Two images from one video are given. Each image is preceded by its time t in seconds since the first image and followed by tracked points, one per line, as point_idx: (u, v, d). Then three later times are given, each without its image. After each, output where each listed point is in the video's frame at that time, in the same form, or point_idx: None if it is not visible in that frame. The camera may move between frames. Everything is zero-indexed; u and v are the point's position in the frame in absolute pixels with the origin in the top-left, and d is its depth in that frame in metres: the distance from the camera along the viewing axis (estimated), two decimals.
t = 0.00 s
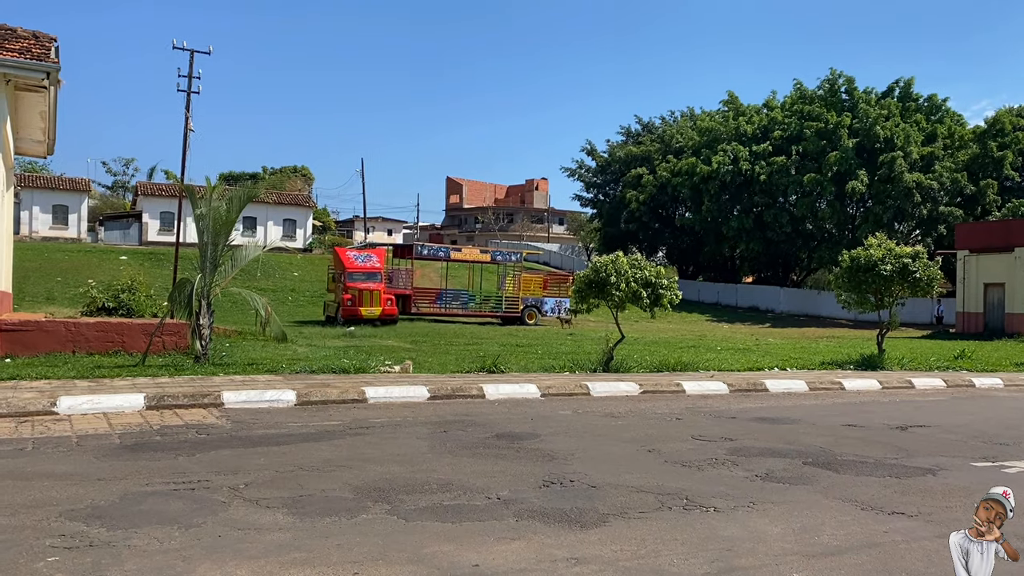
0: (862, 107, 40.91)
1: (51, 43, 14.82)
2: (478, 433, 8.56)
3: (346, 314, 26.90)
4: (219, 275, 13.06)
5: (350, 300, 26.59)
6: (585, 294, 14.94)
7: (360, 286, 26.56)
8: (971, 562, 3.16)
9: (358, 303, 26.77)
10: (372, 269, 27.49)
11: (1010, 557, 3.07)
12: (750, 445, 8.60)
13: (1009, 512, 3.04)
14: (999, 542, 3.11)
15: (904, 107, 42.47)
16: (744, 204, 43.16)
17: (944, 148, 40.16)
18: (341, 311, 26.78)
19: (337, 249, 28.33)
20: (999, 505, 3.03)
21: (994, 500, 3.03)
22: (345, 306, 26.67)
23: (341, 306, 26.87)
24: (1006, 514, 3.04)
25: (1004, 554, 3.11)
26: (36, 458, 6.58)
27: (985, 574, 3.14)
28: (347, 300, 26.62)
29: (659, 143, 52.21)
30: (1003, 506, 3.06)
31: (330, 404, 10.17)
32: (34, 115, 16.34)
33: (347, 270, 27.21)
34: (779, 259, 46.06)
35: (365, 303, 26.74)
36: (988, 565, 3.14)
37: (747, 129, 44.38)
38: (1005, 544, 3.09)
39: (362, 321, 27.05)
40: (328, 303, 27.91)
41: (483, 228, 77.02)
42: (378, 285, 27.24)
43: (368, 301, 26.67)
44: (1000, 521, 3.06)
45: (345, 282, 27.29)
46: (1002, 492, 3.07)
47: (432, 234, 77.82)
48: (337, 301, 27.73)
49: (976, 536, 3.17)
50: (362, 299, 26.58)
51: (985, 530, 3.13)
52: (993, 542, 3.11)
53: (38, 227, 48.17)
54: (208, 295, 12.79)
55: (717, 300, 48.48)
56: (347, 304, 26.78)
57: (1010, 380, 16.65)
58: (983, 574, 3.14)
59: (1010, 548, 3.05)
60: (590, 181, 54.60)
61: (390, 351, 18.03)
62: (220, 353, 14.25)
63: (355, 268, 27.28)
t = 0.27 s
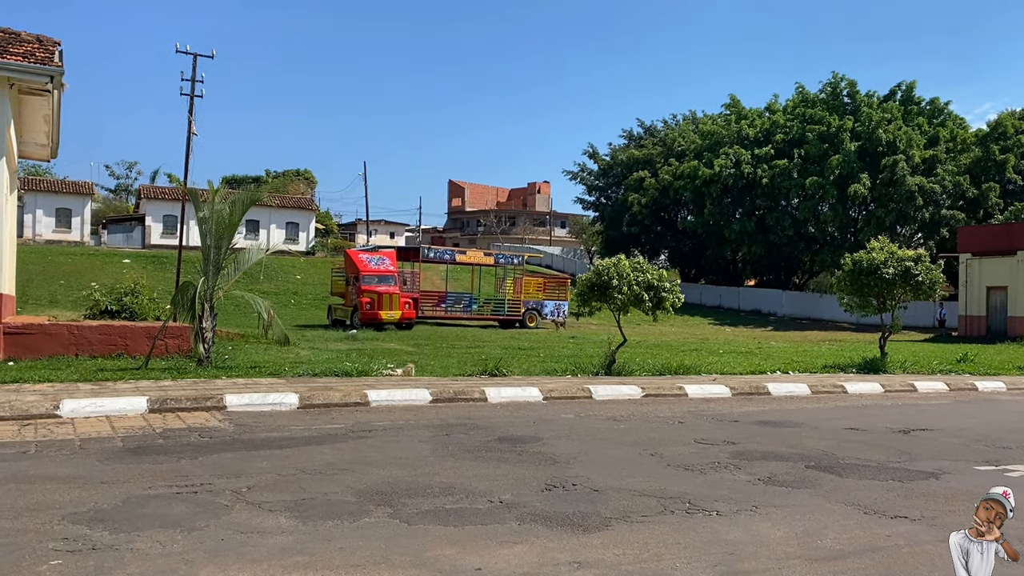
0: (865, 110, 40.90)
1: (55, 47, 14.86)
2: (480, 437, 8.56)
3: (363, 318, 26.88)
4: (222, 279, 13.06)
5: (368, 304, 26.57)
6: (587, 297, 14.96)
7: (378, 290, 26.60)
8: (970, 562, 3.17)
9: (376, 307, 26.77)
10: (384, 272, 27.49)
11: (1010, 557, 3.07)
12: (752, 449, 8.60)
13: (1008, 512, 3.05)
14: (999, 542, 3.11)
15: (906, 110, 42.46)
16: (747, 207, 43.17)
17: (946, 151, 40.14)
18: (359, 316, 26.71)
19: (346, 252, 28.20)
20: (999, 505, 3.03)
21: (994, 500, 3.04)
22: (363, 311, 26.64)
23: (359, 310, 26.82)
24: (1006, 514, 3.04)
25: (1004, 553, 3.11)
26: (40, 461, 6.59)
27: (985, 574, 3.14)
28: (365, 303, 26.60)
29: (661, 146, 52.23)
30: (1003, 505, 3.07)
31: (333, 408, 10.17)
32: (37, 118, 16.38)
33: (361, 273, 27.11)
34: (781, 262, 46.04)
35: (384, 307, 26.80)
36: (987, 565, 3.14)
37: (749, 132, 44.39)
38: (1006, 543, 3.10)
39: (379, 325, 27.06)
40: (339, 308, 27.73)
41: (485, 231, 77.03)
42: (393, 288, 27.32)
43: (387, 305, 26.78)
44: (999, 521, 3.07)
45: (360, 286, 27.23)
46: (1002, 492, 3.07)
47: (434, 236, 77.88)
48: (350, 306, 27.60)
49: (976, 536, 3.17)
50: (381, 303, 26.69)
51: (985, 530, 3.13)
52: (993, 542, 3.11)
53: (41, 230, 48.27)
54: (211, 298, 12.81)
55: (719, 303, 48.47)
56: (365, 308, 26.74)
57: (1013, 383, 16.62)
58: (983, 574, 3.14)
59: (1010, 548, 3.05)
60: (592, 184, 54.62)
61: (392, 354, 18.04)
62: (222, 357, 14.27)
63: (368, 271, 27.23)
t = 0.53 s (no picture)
0: (867, 112, 40.86)
1: (56, 49, 14.87)
2: (482, 439, 8.54)
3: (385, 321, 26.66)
4: (223, 281, 13.05)
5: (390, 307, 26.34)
6: (589, 299, 14.94)
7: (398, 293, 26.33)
8: (971, 562, 3.14)
9: (399, 310, 26.56)
10: (401, 274, 27.45)
11: (1010, 557, 3.05)
12: (755, 452, 8.57)
13: (1009, 512, 3.02)
14: (999, 542, 3.09)
15: (909, 111, 42.42)
16: (749, 209, 43.14)
17: (948, 153, 40.09)
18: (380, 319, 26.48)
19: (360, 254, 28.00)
20: (1000, 505, 3.01)
21: (994, 500, 3.02)
22: (386, 314, 26.39)
23: (380, 313, 26.58)
24: (1006, 514, 3.02)
25: (1005, 553, 3.09)
26: (41, 463, 6.58)
27: (985, 575, 3.12)
28: (387, 306, 26.42)
29: (663, 148, 52.23)
30: (1004, 505, 3.04)
31: (334, 410, 10.16)
32: (39, 120, 16.38)
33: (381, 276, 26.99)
34: (783, 264, 46.01)
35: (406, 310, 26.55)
36: (987, 565, 3.12)
37: (751, 134, 44.36)
38: (1006, 544, 3.07)
39: (400, 328, 26.87)
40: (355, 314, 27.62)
41: (487, 232, 77.01)
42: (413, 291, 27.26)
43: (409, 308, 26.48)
44: (1000, 521, 3.05)
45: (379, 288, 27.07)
46: (1003, 492, 3.05)
47: (436, 238, 77.90)
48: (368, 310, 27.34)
49: (976, 536, 3.15)
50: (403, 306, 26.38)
51: (985, 530, 3.11)
52: (993, 542, 3.09)
53: (43, 232, 48.31)
54: (212, 300, 12.81)
55: (721, 305, 48.42)
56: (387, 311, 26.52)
57: (1016, 386, 16.57)
58: (983, 575, 3.12)
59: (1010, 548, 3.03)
60: (594, 186, 54.61)
61: (394, 356, 18.03)
62: (224, 359, 14.26)
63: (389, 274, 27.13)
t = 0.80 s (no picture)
0: (867, 113, 40.87)
1: (57, 51, 14.88)
2: (483, 440, 8.54)
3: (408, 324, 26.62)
4: (224, 282, 13.07)
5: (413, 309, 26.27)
6: (589, 300, 14.95)
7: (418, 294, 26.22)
8: (971, 562, 3.15)
9: (422, 312, 26.47)
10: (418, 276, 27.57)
11: (1010, 557, 3.05)
12: (756, 453, 8.57)
13: (1009, 512, 3.02)
14: (999, 542, 3.10)
15: (909, 112, 42.46)
16: (749, 210, 43.15)
17: (949, 154, 40.11)
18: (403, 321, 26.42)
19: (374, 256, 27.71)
20: (999, 505, 3.01)
21: (994, 500, 3.02)
22: (410, 316, 26.29)
23: (403, 316, 26.49)
24: (1006, 514, 3.02)
25: (1004, 554, 3.09)
26: (42, 464, 6.60)
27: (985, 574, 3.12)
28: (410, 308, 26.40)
29: (664, 150, 52.24)
30: (1003, 505, 3.05)
31: (335, 411, 10.17)
32: (40, 122, 16.40)
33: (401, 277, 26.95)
34: (783, 265, 46.01)
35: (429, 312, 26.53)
36: (987, 565, 3.13)
37: (751, 135, 44.36)
38: (1005, 544, 3.08)
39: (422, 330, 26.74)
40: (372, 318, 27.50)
41: (488, 234, 76.97)
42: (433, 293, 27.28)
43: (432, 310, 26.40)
44: (999, 521, 3.05)
45: (399, 291, 26.97)
46: (1003, 492, 3.05)
47: (437, 240, 77.87)
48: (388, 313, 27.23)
49: (976, 536, 3.15)
50: (426, 308, 26.31)
51: (985, 530, 3.11)
52: (993, 542, 3.09)
53: (43, 234, 48.32)
54: (213, 302, 12.82)
55: (722, 306, 48.41)
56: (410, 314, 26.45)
57: (1016, 386, 16.56)
58: (984, 575, 3.12)
59: (1009, 548, 3.03)
60: (595, 187, 54.61)
61: (394, 358, 18.02)
62: (224, 360, 14.27)
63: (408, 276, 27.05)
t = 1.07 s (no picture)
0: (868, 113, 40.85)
1: (58, 53, 14.90)
2: (483, 441, 8.54)
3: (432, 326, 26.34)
4: (224, 283, 13.07)
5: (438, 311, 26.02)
6: (590, 301, 14.94)
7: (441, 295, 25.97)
8: (970, 562, 3.15)
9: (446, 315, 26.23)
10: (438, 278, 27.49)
11: (1010, 557, 3.04)
12: (757, 453, 8.56)
13: (1009, 512, 3.02)
14: (998, 542, 3.09)
15: (909, 113, 42.46)
16: (749, 211, 43.13)
17: (949, 154, 40.10)
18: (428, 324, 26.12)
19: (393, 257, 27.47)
20: (999, 505, 3.01)
21: (994, 500, 3.01)
22: (434, 318, 25.97)
23: (428, 319, 26.28)
24: (1006, 514, 3.02)
25: (1004, 553, 3.09)
26: (43, 466, 6.59)
27: (984, 574, 3.12)
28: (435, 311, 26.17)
29: (664, 150, 52.23)
30: (1003, 505, 3.04)
31: (336, 412, 10.17)
32: (40, 124, 16.42)
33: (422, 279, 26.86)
34: (784, 266, 46.01)
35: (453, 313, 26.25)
36: (987, 565, 3.12)
37: (751, 135, 44.36)
38: (1005, 544, 3.07)
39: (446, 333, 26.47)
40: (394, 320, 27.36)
41: (488, 235, 76.95)
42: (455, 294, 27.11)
43: (457, 311, 26.06)
44: (1000, 521, 3.04)
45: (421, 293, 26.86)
46: (1003, 492, 3.05)
47: (437, 241, 77.90)
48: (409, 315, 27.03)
49: (975, 536, 3.14)
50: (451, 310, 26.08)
51: (985, 530, 3.10)
52: (993, 542, 3.09)
53: (44, 236, 48.32)
54: (213, 303, 12.82)
55: (722, 306, 48.39)
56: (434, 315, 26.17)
57: (1017, 387, 16.55)
58: (983, 574, 3.12)
59: (1009, 548, 3.03)
60: (595, 188, 54.60)
61: (395, 359, 18.01)
62: (225, 361, 14.27)
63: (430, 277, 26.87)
